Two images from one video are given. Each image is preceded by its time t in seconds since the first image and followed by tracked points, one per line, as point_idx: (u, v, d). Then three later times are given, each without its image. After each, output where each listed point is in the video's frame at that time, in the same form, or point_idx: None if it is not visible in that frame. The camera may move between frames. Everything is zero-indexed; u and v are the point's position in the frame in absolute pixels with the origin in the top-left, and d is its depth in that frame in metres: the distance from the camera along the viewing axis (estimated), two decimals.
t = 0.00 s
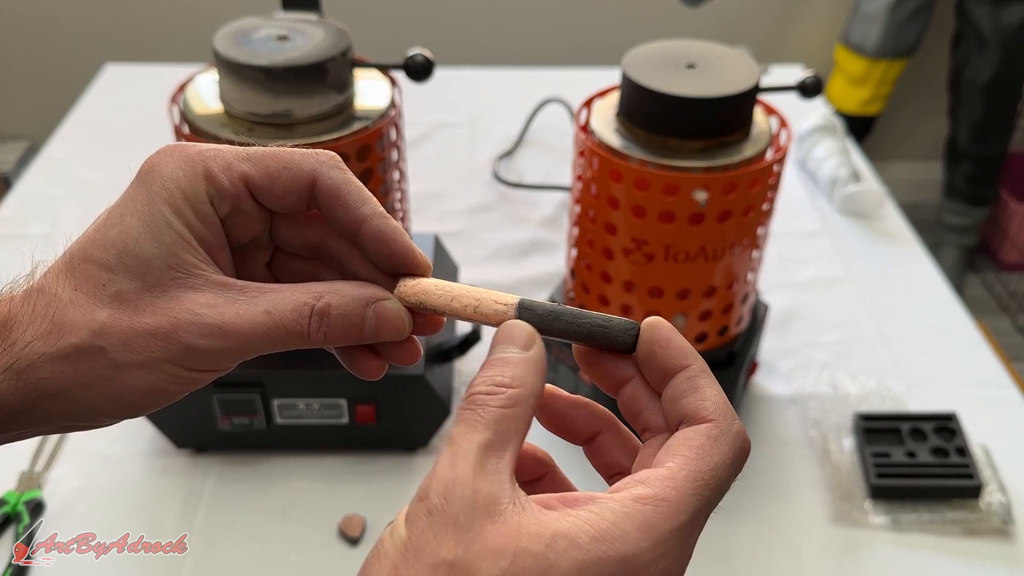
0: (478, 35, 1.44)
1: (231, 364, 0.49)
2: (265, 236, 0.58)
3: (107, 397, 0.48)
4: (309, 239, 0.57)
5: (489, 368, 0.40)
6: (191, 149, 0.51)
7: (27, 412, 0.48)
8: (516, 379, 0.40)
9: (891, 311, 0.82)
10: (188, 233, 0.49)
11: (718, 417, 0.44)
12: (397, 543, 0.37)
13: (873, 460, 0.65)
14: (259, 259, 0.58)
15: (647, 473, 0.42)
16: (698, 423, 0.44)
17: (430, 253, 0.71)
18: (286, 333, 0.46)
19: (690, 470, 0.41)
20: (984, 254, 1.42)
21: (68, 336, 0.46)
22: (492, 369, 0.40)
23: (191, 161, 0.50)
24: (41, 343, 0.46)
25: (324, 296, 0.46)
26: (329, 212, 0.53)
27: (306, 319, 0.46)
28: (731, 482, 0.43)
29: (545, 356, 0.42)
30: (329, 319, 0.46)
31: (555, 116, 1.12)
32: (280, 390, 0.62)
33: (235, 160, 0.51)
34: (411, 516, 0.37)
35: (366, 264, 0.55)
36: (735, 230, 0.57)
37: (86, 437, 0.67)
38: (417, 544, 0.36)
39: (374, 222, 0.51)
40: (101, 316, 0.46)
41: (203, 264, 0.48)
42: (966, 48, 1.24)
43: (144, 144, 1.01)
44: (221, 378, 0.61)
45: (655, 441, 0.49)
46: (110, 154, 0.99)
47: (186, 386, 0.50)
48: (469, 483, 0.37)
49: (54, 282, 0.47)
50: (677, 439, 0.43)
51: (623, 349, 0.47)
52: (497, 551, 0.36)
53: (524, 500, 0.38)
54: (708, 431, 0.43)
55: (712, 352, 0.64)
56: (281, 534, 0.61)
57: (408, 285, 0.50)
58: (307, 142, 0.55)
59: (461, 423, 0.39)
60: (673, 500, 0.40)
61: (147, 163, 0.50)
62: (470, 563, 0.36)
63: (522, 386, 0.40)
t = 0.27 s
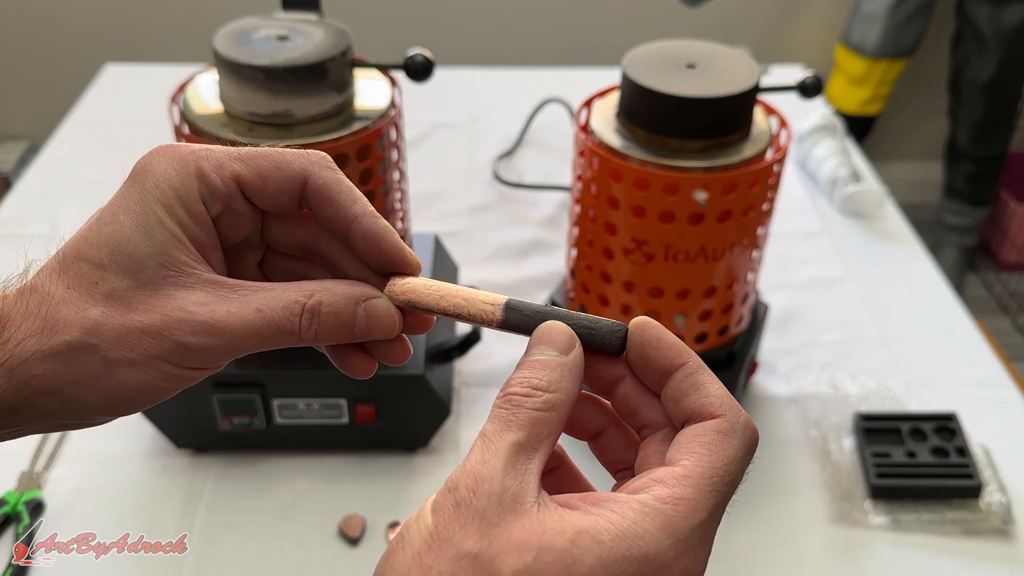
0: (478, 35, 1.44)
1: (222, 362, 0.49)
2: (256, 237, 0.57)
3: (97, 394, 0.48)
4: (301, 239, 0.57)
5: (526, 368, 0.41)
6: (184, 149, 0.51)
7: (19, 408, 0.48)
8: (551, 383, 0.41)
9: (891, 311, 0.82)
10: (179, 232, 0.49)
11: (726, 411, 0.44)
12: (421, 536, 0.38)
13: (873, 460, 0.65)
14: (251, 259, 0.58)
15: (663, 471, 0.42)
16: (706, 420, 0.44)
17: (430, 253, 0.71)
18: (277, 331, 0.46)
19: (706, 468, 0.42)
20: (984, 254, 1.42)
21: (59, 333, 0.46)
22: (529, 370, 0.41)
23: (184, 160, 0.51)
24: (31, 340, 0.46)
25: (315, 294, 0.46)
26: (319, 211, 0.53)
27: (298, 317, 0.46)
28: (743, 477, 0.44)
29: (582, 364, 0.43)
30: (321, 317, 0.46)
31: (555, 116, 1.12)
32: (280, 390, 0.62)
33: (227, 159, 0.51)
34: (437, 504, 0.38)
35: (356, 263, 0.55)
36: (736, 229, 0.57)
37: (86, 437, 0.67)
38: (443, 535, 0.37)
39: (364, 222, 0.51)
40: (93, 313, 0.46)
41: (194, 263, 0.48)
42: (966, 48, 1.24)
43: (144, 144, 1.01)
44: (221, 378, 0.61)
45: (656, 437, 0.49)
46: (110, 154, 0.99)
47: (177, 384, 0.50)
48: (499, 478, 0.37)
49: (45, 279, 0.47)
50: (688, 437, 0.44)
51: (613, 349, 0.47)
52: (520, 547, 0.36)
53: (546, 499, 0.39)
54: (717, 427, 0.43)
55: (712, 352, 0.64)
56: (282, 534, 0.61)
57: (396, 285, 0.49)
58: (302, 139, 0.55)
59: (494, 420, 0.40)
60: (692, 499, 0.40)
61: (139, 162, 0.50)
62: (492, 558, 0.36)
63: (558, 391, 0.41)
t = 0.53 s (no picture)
0: (478, 35, 1.44)
1: (224, 367, 0.49)
2: (259, 239, 0.57)
3: (98, 400, 0.48)
4: (303, 241, 0.57)
5: (447, 347, 0.40)
6: (185, 150, 0.51)
7: (20, 413, 0.48)
8: (470, 359, 0.40)
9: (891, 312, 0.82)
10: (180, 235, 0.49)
11: (718, 415, 0.44)
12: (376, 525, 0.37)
13: (874, 460, 0.65)
14: (254, 261, 0.58)
15: (639, 454, 0.42)
16: (698, 421, 0.44)
17: (431, 253, 0.71)
18: (280, 335, 0.45)
19: (681, 454, 0.41)
20: (984, 254, 1.42)
21: (61, 338, 0.46)
22: (449, 348, 0.40)
23: (185, 163, 0.50)
24: (33, 345, 0.46)
25: (319, 298, 0.46)
26: (322, 213, 0.53)
27: (300, 322, 0.45)
28: (724, 481, 0.43)
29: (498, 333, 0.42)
30: (324, 321, 0.46)
31: (556, 116, 1.12)
32: (280, 390, 0.62)
33: (229, 161, 0.51)
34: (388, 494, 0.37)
35: (359, 266, 0.55)
36: (735, 230, 0.57)
37: (86, 437, 0.67)
38: (394, 527, 0.36)
39: (367, 224, 0.51)
40: (94, 318, 0.46)
41: (196, 267, 0.48)
42: (966, 48, 1.24)
43: (144, 144, 1.01)
44: (221, 378, 0.61)
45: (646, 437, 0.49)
46: (110, 154, 0.99)
47: (179, 390, 0.50)
48: (440, 464, 0.37)
49: (47, 284, 0.47)
50: (673, 429, 0.43)
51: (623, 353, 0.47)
52: (472, 530, 0.35)
53: (500, 477, 0.38)
54: (706, 427, 0.43)
55: (712, 352, 0.64)
56: (281, 534, 0.61)
57: (403, 288, 0.49)
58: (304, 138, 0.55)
59: (423, 406, 0.39)
60: (660, 480, 0.40)
61: (140, 165, 0.50)
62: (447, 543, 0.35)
63: (478, 364, 0.40)
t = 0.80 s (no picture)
0: (478, 35, 1.44)
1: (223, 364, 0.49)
2: (260, 235, 0.58)
3: (97, 397, 0.47)
4: (305, 238, 0.57)
5: (532, 382, 0.41)
6: (186, 147, 0.51)
7: (19, 409, 0.47)
8: (556, 403, 0.41)
9: (891, 312, 0.82)
10: (182, 232, 0.49)
11: (727, 431, 0.45)
12: (420, 547, 0.37)
13: (874, 460, 0.65)
14: (255, 258, 0.58)
15: (663, 483, 0.42)
16: (708, 437, 0.45)
17: (431, 253, 0.71)
18: (281, 331, 0.45)
19: (706, 482, 0.42)
20: (984, 254, 1.42)
21: (61, 334, 0.45)
22: (536, 384, 0.41)
23: (185, 159, 0.51)
24: (32, 341, 0.46)
25: (319, 294, 0.46)
26: (324, 209, 0.53)
27: (301, 317, 0.46)
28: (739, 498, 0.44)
29: (588, 384, 0.43)
30: (325, 317, 0.46)
31: (555, 116, 1.12)
32: (280, 390, 0.62)
33: (230, 158, 0.52)
34: (437, 517, 0.38)
35: (360, 262, 0.55)
36: (736, 230, 0.57)
37: (85, 437, 0.67)
38: (444, 551, 0.37)
39: (368, 220, 0.51)
40: (95, 314, 0.46)
41: (197, 264, 0.48)
42: (966, 48, 1.24)
43: (144, 144, 1.01)
44: (221, 377, 0.61)
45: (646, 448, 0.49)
46: (110, 154, 0.99)
47: (178, 387, 0.50)
48: (500, 493, 0.37)
49: (47, 280, 0.47)
50: (688, 452, 0.44)
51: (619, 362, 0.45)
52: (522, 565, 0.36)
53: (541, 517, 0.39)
54: (718, 446, 0.44)
55: (712, 352, 0.64)
56: (281, 534, 0.61)
57: (403, 283, 0.50)
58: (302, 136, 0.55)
59: (499, 432, 0.40)
60: (690, 511, 0.41)
61: (141, 162, 0.50)
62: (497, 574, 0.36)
63: (563, 412, 0.41)
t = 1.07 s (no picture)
0: (478, 35, 1.44)
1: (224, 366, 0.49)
2: (262, 233, 0.58)
3: (97, 397, 0.48)
4: (309, 234, 0.58)
5: (581, 396, 0.42)
6: (184, 148, 0.51)
7: (21, 408, 0.48)
8: (608, 420, 0.42)
9: (891, 312, 0.82)
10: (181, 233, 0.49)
11: (740, 438, 0.46)
12: (477, 556, 0.37)
13: (874, 460, 0.65)
14: (258, 256, 0.59)
15: (696, 505, 0.43)
16: (721, 446, 0.46)
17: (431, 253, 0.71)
18: (280, 333, 0.45)
19: (735, 497, 0.43)
20: (983, 254, 1.41)
21: (59, 336, 0.46)
22: (584, 399, 0.42)
23: (183, 160, 0.51)
24: (32, 342, 0.46)
25: (319, 295, 0.46)
26: (325, 208, 0.53)
27: (301, 318, 0.45)
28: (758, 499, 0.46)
29: (634, 401, 0.44)
30: (325, 317, 0.46)
31: (555, 116, 1.13)
32: (280, 390, 0.62)
33: (228, 158, 0.51)
34: (492, 526, 0.38)
35: (365, 259, 0.55)
36: (736, 229, 0.57)
37: (85, 437, 0.67)
38: (504, 560, 0.37)
39: (371, 218, 0.51)
40: (93, 316, 0.46)
41: (196, 265, 0.48)
42: (966, 48, 1.25)
43: (144, 143, 1.01)
44: (221, 378, 0.61)
45: (657, 458, 0.51)
46: (110, 153, 0.99)
47: (179, 388, 0.50)
48: (560, 508, 0.38)
49: (47, 282, 0.47)
50: (709, 466, 0.45)
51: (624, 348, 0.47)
52: None
53: (593, 533, 0.40)
54: (734, 454, 0.45)
55: (712, 352, 0.64)
56: (281, 535, 0.61)
57: (405, 282, 0.49)
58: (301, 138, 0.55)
59: (553, 445, 0.40)
60: (727, 533, 0.42)
61: (140, 163, 0.50)
62: None
63: (615, 429, 0.42)
